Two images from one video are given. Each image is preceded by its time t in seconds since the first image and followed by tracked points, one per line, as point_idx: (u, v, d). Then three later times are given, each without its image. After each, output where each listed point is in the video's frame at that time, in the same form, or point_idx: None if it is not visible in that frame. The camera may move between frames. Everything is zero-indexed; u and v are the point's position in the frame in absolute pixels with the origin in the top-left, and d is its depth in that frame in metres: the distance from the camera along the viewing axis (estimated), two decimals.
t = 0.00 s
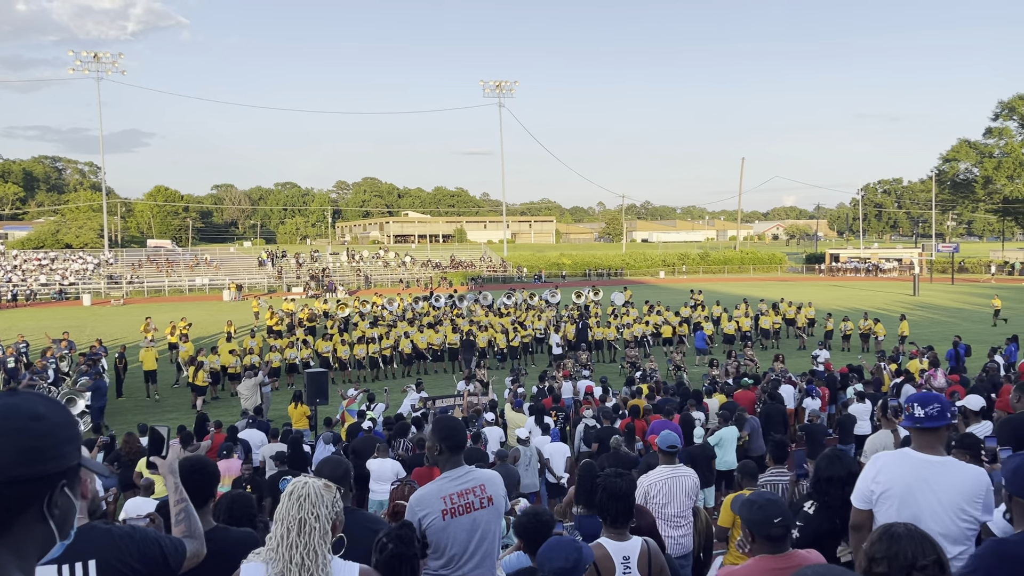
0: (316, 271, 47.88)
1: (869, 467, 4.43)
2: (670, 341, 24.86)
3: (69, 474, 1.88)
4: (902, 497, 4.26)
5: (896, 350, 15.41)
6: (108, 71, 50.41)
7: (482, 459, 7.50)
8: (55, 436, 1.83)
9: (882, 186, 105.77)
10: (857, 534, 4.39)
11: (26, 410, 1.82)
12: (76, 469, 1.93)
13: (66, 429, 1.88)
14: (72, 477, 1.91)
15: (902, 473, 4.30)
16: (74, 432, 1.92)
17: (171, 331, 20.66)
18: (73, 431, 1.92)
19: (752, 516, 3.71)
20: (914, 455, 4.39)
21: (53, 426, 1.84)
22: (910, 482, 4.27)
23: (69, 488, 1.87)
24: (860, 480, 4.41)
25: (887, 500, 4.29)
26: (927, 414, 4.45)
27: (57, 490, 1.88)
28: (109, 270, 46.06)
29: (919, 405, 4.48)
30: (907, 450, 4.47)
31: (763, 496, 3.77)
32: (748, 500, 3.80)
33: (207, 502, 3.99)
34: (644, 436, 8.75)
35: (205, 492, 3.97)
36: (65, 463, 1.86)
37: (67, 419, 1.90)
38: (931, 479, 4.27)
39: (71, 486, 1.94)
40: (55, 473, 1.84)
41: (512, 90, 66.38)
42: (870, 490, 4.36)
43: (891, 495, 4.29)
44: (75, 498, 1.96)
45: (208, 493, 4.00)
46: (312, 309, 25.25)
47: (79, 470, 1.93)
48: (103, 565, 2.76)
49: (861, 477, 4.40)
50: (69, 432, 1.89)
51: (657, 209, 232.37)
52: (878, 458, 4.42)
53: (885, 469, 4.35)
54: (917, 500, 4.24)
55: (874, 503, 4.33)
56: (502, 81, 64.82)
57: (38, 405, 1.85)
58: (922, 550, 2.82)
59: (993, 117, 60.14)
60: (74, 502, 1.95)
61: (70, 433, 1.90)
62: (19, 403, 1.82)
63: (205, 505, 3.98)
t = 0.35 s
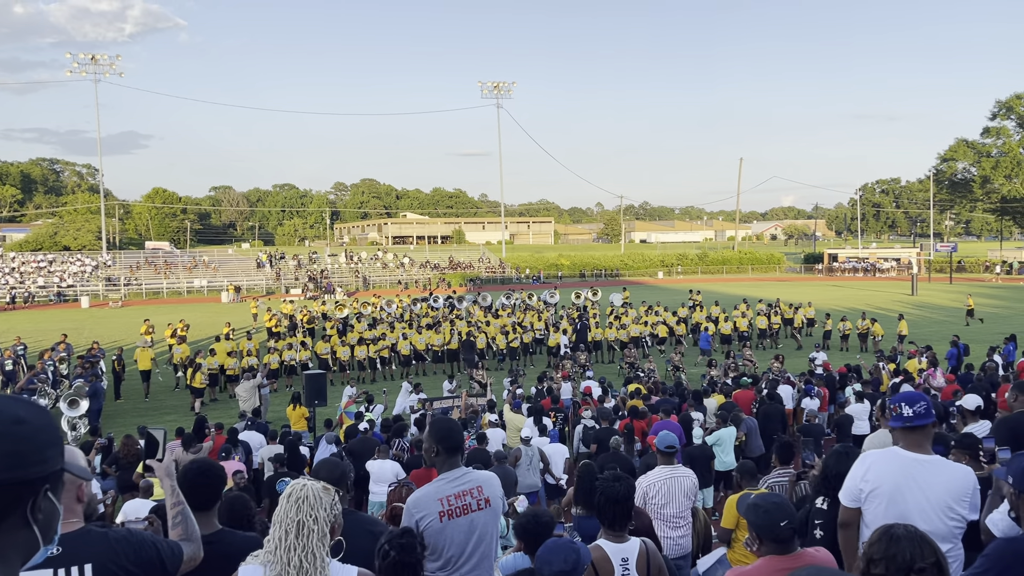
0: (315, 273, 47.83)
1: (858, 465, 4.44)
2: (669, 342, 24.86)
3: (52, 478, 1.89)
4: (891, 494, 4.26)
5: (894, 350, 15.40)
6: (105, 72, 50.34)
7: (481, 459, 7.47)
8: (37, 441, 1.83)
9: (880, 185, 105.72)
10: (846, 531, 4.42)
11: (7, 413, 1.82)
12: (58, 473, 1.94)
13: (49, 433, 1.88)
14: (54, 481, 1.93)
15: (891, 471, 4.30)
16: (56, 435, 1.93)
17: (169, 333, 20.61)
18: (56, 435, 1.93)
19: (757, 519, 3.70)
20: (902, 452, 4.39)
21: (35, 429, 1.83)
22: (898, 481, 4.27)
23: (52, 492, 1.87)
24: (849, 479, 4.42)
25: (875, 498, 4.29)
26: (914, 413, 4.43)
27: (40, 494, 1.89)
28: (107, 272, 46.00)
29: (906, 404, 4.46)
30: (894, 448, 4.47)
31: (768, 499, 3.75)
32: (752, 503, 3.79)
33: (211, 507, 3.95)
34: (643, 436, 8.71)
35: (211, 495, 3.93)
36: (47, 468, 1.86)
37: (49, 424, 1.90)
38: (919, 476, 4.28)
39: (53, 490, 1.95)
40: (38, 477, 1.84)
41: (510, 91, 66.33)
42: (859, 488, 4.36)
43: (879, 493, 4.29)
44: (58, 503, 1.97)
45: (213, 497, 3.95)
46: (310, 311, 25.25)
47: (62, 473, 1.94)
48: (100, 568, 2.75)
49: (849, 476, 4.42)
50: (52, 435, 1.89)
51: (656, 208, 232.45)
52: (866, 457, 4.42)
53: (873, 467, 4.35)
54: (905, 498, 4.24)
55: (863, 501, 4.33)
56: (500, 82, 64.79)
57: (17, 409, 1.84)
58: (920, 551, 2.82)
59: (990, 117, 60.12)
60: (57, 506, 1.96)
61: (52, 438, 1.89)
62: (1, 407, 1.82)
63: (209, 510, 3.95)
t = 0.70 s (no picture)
0: (313, 273, 47.83)
1: (842, 464, 4.43)
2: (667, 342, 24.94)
3: (36, 482, 2.00)
4: (880, 491, 4.27)
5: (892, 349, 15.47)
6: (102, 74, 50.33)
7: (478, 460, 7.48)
8: (21, 445, 1.94)
9: (878, 185, 105.81)
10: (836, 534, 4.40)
11: None
12: (42, 477, 2.06)
13: (32, 437, 2.00)
14: (38, 485, 2.04)
15: (878, 467, 4.31)
16: (39, 438, 2.04)
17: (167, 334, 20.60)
18: (39, 438, 2.05)
19: (763, 523, 3.68)
20: (884, 448, 4.41)
21: (18, 432, 1.94)
22: (886, 476, 4.28)
23: (36, 495, 1.99)
24: (835, 478, 4.41)
25: (864, 496, 4.29)
26: (892, 408, 4.47)
27: (24, 498, 2.00)
28: (105, 273, 45.97)
29: (879, 400, 4.53)
30: (875, 445, 4.49)
31: (773, 500, 3.73)
32: (756, 504, 3.78)
33: (211, 508, 3.95)
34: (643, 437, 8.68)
35: (212, 496, 3.93)
36: (31, 470, 1.97)
37: (31, 428, 2.01)
38: (905, 470, 4.30)
39: (38, 493, 2.06)
40: (21, 482, 1.95)
41: (509, 91, 66.35)
42: (846, 487, 4.36)
43: (867, 491, 4.29)
44: (42, 507, 2.08)
45: (213, 498, 3.95)
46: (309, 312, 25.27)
47: (45, 478, 2.06)
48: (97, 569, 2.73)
49: (835, 475, 4.41)
50: (34, 440, 2.00)
51: (655, 208, 232.64)
52: (849, 455, 4.43)
53: (860, 465, 4.34)
54: (894, 493, 4.25)
55: (853, 500, 4.32)
56: (498, 82, 64.84)
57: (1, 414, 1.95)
58: (921, 551, 2.83)
59: (988, 116, 60.17)
60: (42, 509, 2.07)
61: (34, 442, 2.01)
62: None
63: (209, 511, 3.94)
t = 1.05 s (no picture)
0: (312, 272, 47.81)
1: (850, 467, 4.40)
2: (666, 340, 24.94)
3: (29, 483, 2.02)
4: (893, 487, 4.28)
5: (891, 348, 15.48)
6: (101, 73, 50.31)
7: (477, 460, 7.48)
8: (13, 447, 1.95)
9: (876, 183, 105.90)
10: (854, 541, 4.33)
11: None
12: (36, 477, 2.07)
13: (24, 438, 2.01)
14: (32, 486, 2.05)
15: (885, 463, 4.34)
16: (31, 440, 2.05)
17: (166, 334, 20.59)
18: (32, 439, 2.06)
19: (761, 521, 3.69)
20: (883, 443, 4.46)
21: (11, 434, 1.96)
22: (896, 472, 4.31)
23: (28, 497, 2.00)
24: (844, 484, 4.37)
25: (880, 494, 4.29)
26: (881, 403, 4.58)
27: (17, 499, 2.02)
28: (103, 273, 45.90)
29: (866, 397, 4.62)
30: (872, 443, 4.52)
31: (772, 498, 3.73)
32: (754, 502, 3.78)
33: (209, 507, 3.95)
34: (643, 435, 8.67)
35: (209, 495, 3.92)
36: (24, 473, 1.99)
37: (24, 428, 2.03)
38: (910, 463, 4.35)
39: (31, 495, 2.07)
40: (14, 483, 1.97)
41: (507, 90, 66.35)
42: (859, 490, 4.32)
43: (882, 489, 4.29)
44: (36, 508, 2.10)
45: (211, 497, 3.95)
46: (308, 311, 25.25)
47: (39, 479, 2.07)
48: (95, 569, 2.71)
49: (845, 481, 4.35)
50: (27, 441, 2.01)
51: (653, 207, 232.81)
52: (854, 457, 4.42)
53: (870, 464, 4.34)
54: (906, 487, 4.28)
55: (868, 500, 4.30)
56: (497, 82, 64.88)
57: None
58: (921, 551, 2.84)
59: (986, 114, 60.25)
60: (35, 511, 2.09)
61: (27, 443, 2.02)
62: None
63: (206, 510, 3.94)
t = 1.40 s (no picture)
0: (311, 271, 47.82)
1: (893, 468, 4.33)
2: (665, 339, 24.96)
3: (27, 480, 2.03)
4: (935, 486, 4.27)
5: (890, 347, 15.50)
6: (100, 71, 50.28)
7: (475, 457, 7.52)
8: (11, 444, 1.96)
9: (875, 182, 105.90)
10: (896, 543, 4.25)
11: None
12: (33, 475, 2.08)
13: (23, 436, 2.02)
14: (29, 484, 2.06)
15: (926, 463, 4.32)
16: (29, 438, 2.05)
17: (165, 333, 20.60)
18: (30, 437, 2.06)
19: (748, 518, 3.71)
20: (917, 442, 4.45)
21: (8, 432, 1.97)
22: (936, 470, 4.30)
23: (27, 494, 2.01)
24: (891, 486, 4.26)
25: (923, 494, 4.26)
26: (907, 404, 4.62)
27: (15, 497, 2.03)
28: (102, 271, 45.89)
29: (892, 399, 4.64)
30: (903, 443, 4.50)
31: (762, 496, 3.74)
32: (746, 498, 3.79)
33: (206, 503, 3.97)
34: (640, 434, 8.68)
35: (206, 492, 3.94)
36: (23, 470, 2.00)
37: (21, 426, 2.04)
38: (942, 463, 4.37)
39: (29, 493, 2.09)
40: (13, 480, 1.98)
41: (506, 89, 66.30)
42: (904, 492, 4.26)
43: (925, 489, 4.27)
44: (34, 505, 2.11)
45: (207, 494, 3.96)
46: (307, 310, 25.26)
47: (36, 476, 2.08)
48: (94, 568, 2.72)
49: (893, 484, 4.26)
50: (25, 439, 2.02)
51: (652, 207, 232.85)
52: (894, 459, 4.36)
53: (913, 465, 4.31)
54: (945, 486, 4.30)
55: (914, 500, 4.25)
56: (496, 80, 64.85)
57: None
58: (920, 549, 2.83)
59: (985, 113, 60.21)
60: (33, 508, 2.10)
61: (26, 441, 2.03)
62: None
63: (204, 507, 3.95)
